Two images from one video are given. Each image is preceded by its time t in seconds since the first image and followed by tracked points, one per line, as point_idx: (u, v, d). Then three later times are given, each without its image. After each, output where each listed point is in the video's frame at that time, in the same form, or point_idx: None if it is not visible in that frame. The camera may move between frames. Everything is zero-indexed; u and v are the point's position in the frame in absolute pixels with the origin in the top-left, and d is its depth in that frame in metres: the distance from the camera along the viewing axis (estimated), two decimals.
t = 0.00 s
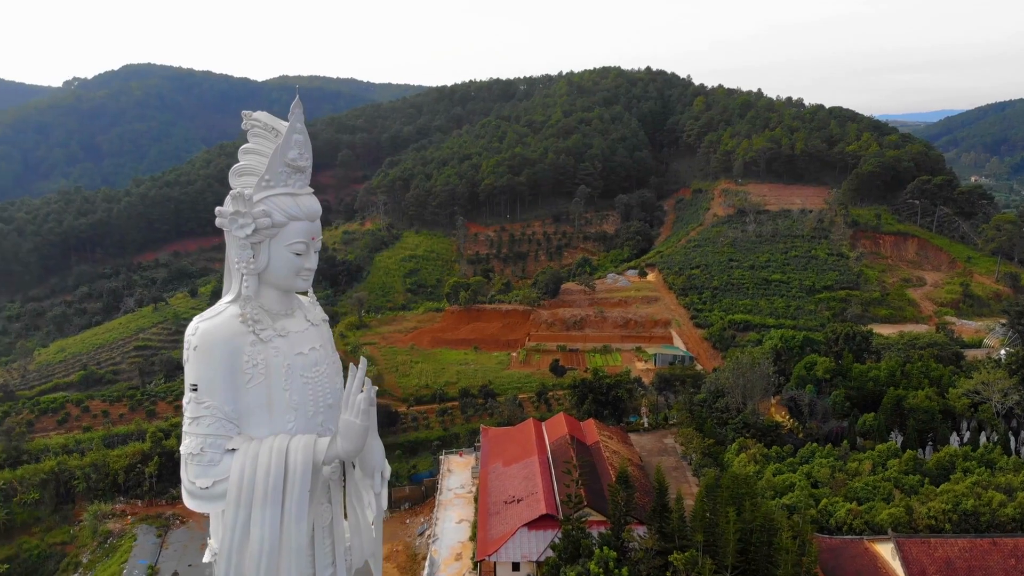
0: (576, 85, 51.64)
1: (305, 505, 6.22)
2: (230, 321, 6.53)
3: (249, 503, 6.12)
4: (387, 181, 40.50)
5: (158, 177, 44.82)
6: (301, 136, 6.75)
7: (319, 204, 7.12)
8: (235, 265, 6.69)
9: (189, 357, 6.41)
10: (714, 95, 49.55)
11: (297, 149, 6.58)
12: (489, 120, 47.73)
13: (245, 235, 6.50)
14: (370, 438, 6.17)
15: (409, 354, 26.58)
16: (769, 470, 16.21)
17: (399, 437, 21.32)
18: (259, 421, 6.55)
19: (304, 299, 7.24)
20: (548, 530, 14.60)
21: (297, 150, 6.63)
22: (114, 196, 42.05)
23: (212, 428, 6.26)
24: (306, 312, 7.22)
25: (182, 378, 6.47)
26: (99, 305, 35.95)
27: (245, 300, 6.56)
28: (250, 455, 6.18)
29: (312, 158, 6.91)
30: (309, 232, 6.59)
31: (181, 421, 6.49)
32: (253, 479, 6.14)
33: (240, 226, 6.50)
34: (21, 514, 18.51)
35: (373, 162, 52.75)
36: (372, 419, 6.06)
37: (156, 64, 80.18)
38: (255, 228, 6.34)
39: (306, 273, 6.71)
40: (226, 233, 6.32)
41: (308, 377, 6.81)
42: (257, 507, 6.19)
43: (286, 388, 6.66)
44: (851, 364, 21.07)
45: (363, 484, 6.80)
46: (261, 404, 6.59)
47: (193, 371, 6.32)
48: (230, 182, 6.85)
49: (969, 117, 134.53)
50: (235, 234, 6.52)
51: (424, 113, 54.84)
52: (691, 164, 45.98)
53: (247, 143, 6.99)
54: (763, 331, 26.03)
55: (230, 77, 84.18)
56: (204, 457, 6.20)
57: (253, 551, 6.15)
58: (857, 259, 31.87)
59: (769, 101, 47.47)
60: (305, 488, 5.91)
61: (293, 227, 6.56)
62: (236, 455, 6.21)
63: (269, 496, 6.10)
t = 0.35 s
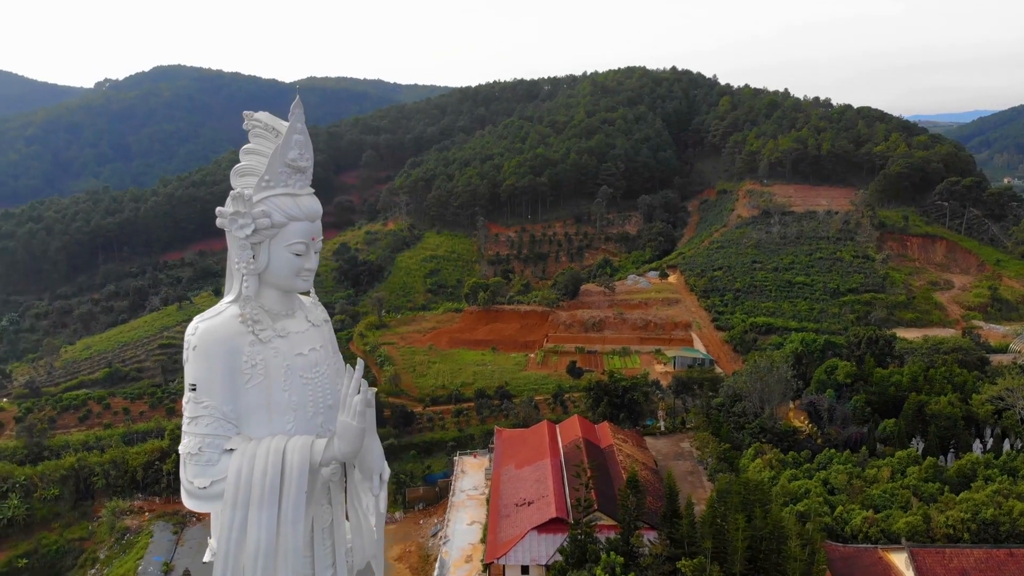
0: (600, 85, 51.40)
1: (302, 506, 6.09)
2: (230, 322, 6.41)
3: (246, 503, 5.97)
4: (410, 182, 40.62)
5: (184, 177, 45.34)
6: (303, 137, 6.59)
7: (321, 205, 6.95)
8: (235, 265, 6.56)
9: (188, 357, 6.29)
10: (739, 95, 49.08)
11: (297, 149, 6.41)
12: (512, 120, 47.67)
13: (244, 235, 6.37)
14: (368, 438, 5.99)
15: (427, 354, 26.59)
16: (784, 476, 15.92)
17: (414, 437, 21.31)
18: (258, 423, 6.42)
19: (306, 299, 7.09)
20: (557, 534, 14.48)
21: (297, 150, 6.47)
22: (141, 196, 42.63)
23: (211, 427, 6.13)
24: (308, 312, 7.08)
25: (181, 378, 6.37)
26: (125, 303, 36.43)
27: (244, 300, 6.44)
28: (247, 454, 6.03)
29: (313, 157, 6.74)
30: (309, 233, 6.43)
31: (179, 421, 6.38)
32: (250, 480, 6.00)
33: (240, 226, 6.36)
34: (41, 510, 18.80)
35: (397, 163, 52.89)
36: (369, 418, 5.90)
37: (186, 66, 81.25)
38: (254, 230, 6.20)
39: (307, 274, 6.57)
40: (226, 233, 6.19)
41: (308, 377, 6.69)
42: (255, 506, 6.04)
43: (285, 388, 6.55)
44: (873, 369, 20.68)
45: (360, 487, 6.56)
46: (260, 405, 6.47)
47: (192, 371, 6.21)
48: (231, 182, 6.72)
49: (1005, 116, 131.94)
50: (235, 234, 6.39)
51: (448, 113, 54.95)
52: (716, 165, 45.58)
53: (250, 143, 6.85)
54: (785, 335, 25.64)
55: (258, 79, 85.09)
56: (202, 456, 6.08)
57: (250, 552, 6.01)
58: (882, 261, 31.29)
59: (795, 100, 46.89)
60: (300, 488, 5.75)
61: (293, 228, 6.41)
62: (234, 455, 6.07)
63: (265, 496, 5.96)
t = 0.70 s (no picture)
0: (626, 84, 51.12)
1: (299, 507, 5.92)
2: (229, 321, 6.19)
3: (242, 501, 5.82)
4: (433, 183, 40.74)
5: (212, 177, 45.87)
6: (304, 135, 6.37)
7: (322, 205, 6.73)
8: (234, 264, 6.34)
9: (186, 357, 6.09)
10: (768, 94, 48.50)
11: (297, 147, 6.20)
12: (537, 121, 47.57)
13: (244, 234, 6.13)
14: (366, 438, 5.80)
15: (446, 354, 26.58)
16: (800, 483, 15.63)
17: (431, 437, 21.28)
18: (257, 424, 6.23)
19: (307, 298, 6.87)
20: (567, 537, 14.37)
21: (297, 150, 6.26)
22: (170, 195, 43.23)
23: (208, 427, 5.95)
24: (309, 312, 6.86)
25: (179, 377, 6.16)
26: (152, 301, 36.93)
27: (243, 299, 6.22)
28: (245, 453, 5.87)
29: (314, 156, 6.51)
30: (309, 233, 6.21)
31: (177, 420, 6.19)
32: (246, 478, 5.84)
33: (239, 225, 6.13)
34: (63, 505, 19.09)
35: (422, 163, 53.02)
36: (366, 419, 5.74)
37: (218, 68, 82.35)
38: (254, 230, 5.99)
39: (308, 274, 6.35)
40: (225, 232, 5.97)
41: (307, 378, 6.42)
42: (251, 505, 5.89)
43: (285, 388, 6.33)
44: (896, 374, 20.26)
45: (359, 488, 6.33)
46: (259, 405, 6.26)
47: (190, 371, 6.00)
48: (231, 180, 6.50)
49: None
50: (234, 233, 6.16)
51: (474, 114, 55.01)
52: (743, 165, 45.09)
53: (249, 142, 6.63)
54: (809, 338, 25.21)
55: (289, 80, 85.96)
56: (199, 455, 5.90)
57: (246, 553, 5.85)
58: (911, 263, 30.66)
59: (824, 100, 46.21)
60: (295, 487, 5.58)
61: (294, 228, 6.20)
62: (231, 454, 5.90)
63: (261, 494, 5.80)
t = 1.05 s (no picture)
0: (652, 84, 50.76)
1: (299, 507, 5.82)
2: (230, 321, 6.16)
3: (241, 500, 5.73)
4: (457, 183, 40.82)
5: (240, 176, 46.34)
6: (306, 136, 6.30)
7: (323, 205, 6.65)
8: (236, 264, 6.30)
9: (188, 356, 6.06)
10: (796, 93, 47.85)
11: (298, 147, 6.14)
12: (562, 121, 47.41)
13: (244, 235, 6.09)
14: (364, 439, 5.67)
15: (465, 354, 26.58)
16: (817, 489, 15.35)
17: (448, 437, 21.27)
18: (257, 424, 6.17)
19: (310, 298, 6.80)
20: (578, 540, 14.27)
21: (298, 150, 6.17)
22: (198, 195, 43.75)
23: (208, 426, 5.90)
24: (312, 312, 6.80)
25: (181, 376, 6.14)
26: (179, 299, 37.37)
27: (244, 299, 6.18)
28: (243, 453, 5.79)
29: (315, 156, 6.41)
30: (309, 233, 6.13)
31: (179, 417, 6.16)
32: (245, 478, 5.75)
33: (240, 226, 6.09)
34: (84, 499, 19.37)
35: (447, 163, 53.09)
36: (364, 418, 5.62)
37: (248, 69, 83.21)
38: (254, 230, 5.94)
39: (309, 274, 6.28)
40: (226, 233, 5.92)
41: (307, 377, 6.36)
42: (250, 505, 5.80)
43: (285, 388, 6.27)
44: (920, 379, 19.85)
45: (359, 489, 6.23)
46: (259, 404, 6.20)
47: (191, 369, 5.98)
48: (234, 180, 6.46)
49: None
50: (235, 234, 6.12)
51: (499, 114, 54.98)
52: (771, 165, 44.55)
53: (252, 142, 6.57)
54: (833, 341, 24.80)
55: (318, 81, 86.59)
56: (199, 454, 5.86)
57: (244, 553, 5.77)
58: (940, 266, 30.03)
59: (854, 99, 45.48)
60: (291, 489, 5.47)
61: (294, 229, 6.14)
62: (231, 453, 5.83)
63: (260, 495, 5.70)
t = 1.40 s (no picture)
0: (684, 85, 50.31)
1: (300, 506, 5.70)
2: (233, 320, 6.07)
3: (241, 499, 5.62)
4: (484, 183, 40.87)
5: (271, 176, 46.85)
6: (311, 135, 6.17)
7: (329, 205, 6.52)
8: (241, 263, 6.22)
9: (192, 354, 5.98)
10: (831, 93, 47.08)
11: (303, 146, 6.01)
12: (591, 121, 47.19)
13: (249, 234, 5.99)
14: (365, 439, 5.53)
15: (488, 354, 26.57)
16: (839, 497, 15.02)
17: (468, 437, 21.25)
18: (259, 424, 6.07)
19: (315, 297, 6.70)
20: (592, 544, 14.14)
21: (302, 150, 6.04)
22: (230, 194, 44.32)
23: (210, 424, 5.82)
24: (318, 312, 6.70)
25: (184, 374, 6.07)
26: (210, 296, 37.86)
27: (247, 298, 6.09)
28: (245, 451, 5.68)
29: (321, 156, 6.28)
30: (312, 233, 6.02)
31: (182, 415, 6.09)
32: (246, 477, 5.64)
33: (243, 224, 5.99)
34: (110, 494, 19.70)
35: (477, 163, 53.13)
36: (365, 417, 5.48)
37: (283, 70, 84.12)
38: (257, 230, 5.84)
39: (313, 274, 6.17)
40: (230, 231, 5.82)
41: (310, 377, 6.27)
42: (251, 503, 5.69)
43: (287, 387, 6.17)
44: (949, 384, 19.38)
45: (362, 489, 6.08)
46: (261, 403, 6.11)
47: (194, 367, 5.90)
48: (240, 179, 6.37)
49: None
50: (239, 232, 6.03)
51: (529, 114, 54.90)
52: (804, 166, 43.87)
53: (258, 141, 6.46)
54: (862, 345, 24.33)
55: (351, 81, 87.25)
56: (201, 452, 5.78)
57: (243, 553, 5.64)
58: (975, 269, 29.31)
59: (890, 99, 44.61)
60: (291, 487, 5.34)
61: (298, 229, 6.02)
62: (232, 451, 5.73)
63: (260, 493, 5.58)
